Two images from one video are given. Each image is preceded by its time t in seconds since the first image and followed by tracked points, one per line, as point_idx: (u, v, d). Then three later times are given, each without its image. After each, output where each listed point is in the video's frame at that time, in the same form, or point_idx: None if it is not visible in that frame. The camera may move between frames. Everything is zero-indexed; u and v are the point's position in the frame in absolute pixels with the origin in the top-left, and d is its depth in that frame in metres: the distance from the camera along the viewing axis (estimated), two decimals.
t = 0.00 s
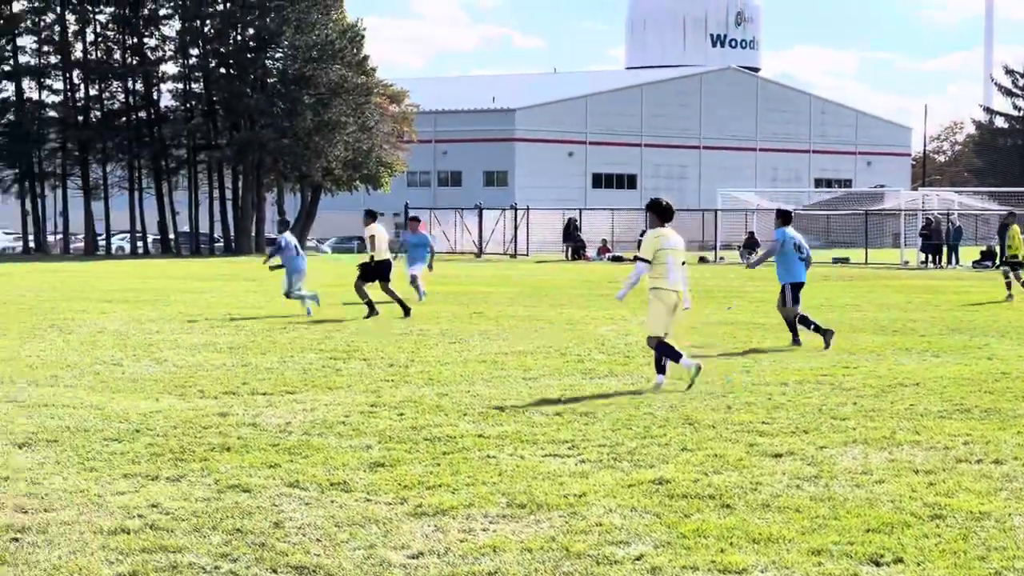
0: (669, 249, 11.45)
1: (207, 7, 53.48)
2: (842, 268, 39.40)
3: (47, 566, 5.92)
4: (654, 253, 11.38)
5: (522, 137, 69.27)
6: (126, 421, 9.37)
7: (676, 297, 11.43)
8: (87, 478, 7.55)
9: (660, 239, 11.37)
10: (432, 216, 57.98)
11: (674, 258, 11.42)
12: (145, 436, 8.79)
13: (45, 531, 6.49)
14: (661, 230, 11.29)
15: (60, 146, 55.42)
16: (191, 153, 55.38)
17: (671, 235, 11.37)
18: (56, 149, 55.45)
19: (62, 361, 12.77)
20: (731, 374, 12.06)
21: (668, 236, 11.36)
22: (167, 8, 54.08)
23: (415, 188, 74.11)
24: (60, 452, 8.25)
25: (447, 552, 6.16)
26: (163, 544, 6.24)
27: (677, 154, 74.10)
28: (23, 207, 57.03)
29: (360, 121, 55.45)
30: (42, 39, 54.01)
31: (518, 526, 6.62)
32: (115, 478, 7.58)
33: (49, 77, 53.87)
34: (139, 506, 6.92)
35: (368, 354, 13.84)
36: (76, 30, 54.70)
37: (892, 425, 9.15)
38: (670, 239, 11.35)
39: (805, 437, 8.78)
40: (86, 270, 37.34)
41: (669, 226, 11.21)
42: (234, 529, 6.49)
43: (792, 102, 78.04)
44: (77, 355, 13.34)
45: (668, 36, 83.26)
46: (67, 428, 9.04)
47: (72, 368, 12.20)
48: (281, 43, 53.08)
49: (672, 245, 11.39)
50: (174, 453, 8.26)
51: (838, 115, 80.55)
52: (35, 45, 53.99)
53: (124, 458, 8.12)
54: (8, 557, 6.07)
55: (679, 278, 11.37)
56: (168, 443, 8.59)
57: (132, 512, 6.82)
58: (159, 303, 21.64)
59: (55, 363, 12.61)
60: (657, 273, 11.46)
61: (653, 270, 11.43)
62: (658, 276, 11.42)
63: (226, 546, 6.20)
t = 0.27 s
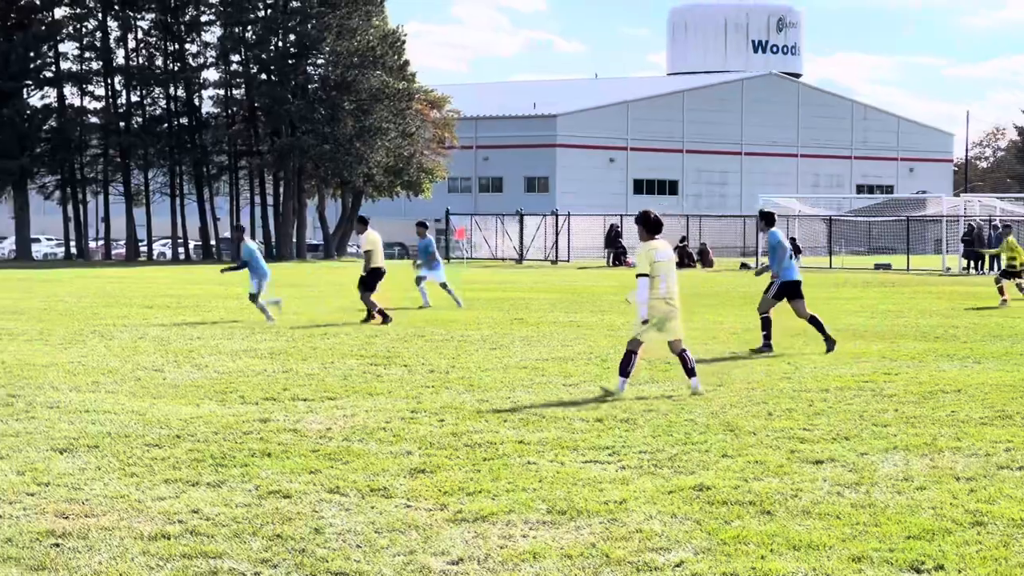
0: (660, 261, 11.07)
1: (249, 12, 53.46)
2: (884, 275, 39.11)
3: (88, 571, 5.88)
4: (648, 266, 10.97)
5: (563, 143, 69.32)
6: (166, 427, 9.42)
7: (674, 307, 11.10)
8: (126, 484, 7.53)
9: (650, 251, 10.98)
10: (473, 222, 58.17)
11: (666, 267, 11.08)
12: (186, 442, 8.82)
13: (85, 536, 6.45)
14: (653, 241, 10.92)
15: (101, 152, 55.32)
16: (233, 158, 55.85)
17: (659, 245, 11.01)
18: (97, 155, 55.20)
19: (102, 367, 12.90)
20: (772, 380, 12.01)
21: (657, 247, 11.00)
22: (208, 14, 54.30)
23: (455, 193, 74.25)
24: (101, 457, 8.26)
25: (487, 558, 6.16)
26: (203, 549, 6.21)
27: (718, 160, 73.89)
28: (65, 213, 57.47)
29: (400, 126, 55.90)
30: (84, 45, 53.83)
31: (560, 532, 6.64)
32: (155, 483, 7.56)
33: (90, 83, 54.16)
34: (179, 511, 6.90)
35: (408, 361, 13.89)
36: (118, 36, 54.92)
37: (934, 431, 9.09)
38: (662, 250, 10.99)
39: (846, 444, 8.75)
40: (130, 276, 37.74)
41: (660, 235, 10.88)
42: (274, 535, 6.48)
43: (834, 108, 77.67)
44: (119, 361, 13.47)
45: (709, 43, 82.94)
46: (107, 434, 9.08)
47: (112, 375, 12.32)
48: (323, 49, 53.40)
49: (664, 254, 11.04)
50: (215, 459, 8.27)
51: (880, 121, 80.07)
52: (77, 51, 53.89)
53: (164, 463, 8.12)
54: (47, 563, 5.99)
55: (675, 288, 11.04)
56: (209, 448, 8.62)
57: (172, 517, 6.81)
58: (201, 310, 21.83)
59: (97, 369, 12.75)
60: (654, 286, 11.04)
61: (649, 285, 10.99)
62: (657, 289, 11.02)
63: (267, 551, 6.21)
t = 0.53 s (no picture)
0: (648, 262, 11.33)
1: (286, 19, 53.81)
2: (921, 281, 38.85)
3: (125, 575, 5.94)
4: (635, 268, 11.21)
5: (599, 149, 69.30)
6: (203, 432, 9.54)
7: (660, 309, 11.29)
8: (163, 489, 7.61)
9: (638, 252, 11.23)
10: (508, 228, 58.28)
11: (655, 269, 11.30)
12: (222, 447, 8.93)
13: (121, 541, 6.50)
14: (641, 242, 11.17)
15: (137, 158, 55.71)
16: (269, 164, 56.28)
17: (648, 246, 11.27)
18: (134, 161, 55.46)
19: (139, 373, 13.08)
20: (807, 387, 12.00)
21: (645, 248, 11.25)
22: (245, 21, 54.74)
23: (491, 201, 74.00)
24: (137, 462, 8.37)
25: (522, 563, 6.19)
26: (238, 555, 6.25)
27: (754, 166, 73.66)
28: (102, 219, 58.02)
29: (436, 133, 56.14)
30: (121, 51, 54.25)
31: (594, 538, 6.68)
32: (190, 489, 7.63)
33: (127, 89, 54.67)
34: (215, 517, 6.95)
35: (443, 367, 13.97)
36: (155, 43, 55.41)
37: (968, 438, 9.07)
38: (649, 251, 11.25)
39: (881, 450, 8.74)
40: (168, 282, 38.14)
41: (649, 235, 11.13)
42: (309, 540, 6.53)
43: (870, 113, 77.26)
44: (156, 367, 13.66)
45: (744, 49, 82.67)
46: (144, 439, 9.20)
47: (150, 380, 12.49)
48: (358, 55, 53.75)
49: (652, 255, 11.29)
50: (251, 464, 8.36)
51: (917, 127, 79.58)
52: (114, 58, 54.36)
53: (201, 468, 8.22)
54: (85, 567, 6.06)
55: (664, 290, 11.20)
56: (245, 454, 8.71)
57: (208, 522, 6.85)
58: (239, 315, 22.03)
59: (134, 375, 12.93)
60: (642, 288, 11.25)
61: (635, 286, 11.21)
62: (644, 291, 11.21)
63: (302, 556, 6.23)
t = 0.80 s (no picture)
0: (632, 269, 11.48)
1: (314, 23, 54.03)
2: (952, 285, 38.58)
3: None
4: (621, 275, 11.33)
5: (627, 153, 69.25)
6: (231, 436, 9.62)
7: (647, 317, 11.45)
8: (191, 493, 7.68)
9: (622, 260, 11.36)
10: (536, 232, 58.31)
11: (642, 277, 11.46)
12: (250, 451, 9.02)
13: (150, 544, 6.56)
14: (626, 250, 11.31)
15: (166, 162, 56.13)
16: (297, 169, 56.60)
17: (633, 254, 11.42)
18: (163, 165, 55.85)
19: (169, 376, 13.20)
20: (835, 392, 11.97)
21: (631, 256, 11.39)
22: (273, 25, 55.04)
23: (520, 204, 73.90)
24: (166, 466, 8.46)
25: (550, 567, 6.23)
26: (267, 558, 6.31)
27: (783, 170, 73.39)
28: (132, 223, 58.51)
29: (464, 137, 56.28)
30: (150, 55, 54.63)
31: (622, 542, 6.72)
32: (219, 492, 7.70)
33: (157, 93, 55.08)
34: (243, 521, 7.02)
35: (470, 371, 14.02)
36: (184, 47, 55.79)
37: (997, 443, 9.04)
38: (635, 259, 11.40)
39: (910, 455, 8.72)
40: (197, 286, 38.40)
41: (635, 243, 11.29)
42: (337, 544, 6.58)
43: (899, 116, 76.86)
44: (185, 370, 13.77)
45: (772, 52, 82.40)
46: (173, 443, 9.29)
47: (179, 383, 12.60)
48: (386, 60, 53.93)
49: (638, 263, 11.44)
50: (279, 467, 8.44)
51: (947, 131, 79.10)
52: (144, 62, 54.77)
53: (229, 472, 8.30)
54: (115, 569, 6.12)
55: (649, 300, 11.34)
56: (273, 457, 8.80)
57: (236, 525, 6.93)
58: (267, 319, 22.17)
59: (164, 378, 13.05)
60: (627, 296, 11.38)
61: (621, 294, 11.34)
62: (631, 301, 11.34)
63: (330, 560, 6.28)
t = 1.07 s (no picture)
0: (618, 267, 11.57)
1: (336, 27, 54.21)
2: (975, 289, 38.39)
3: None
4: (607, 274, 11.47)
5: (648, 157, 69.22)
6: (253, 439, 9.72)
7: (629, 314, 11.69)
8: (213, 496, 7.77)
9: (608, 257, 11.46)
10: (557, 236, 58.35)
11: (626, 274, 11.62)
12: (271, 454, 9.11)
13: (172, 547, 6.64)
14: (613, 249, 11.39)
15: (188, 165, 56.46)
16: (319, 172, 56.85)
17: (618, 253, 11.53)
18: (185, 169, 56.18)
19: (191, 380, 13.30)
20: (857, 395, 11.98)
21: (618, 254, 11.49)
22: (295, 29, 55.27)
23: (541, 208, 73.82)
24: (186, 469, 8.55)
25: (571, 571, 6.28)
26: (288, 561, 6.37)
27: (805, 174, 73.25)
28: (154, 227, 58.87)
29: (486, 140, 56.42)
30: (172, 59, 54.95)
31: (643, 546, 6.77)
32: (241, 496, 7.79)
33: (179, 97, 55.39)
34: (265, 524, 7.10)
35: (492, 374, 14.07)
36: (206, 51, 56.09)
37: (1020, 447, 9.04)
38: (621, 257, 11.52)
39: (932, 459, 8.73)
40: (220, 290, 38.63)
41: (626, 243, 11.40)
42: (359, 548, 6.66)
43: (921, 120, 76.64)
44: (206, 374, 13.88)
45: (794, 56, 82.16)
46: (194, 446, 9.39)
47: (200, 388, 12.70)
48: (408, 64, 54.06)
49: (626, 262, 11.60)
50: (301, 471, 8.52)
51: (969, 135, 78.82)
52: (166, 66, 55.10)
53: (250, 476, 8.38)
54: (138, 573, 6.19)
55: (631, 296, 11.58)
56: (294, 461, 8.88)
57: (259, 529, 7.00)
58: (288, 323, 22.29)
59: (185, 382, 13.17)
60: (612, 295, 11.56)
61: (606, 293, 11.50)
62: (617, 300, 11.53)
63: (352, 563, 6.35)
